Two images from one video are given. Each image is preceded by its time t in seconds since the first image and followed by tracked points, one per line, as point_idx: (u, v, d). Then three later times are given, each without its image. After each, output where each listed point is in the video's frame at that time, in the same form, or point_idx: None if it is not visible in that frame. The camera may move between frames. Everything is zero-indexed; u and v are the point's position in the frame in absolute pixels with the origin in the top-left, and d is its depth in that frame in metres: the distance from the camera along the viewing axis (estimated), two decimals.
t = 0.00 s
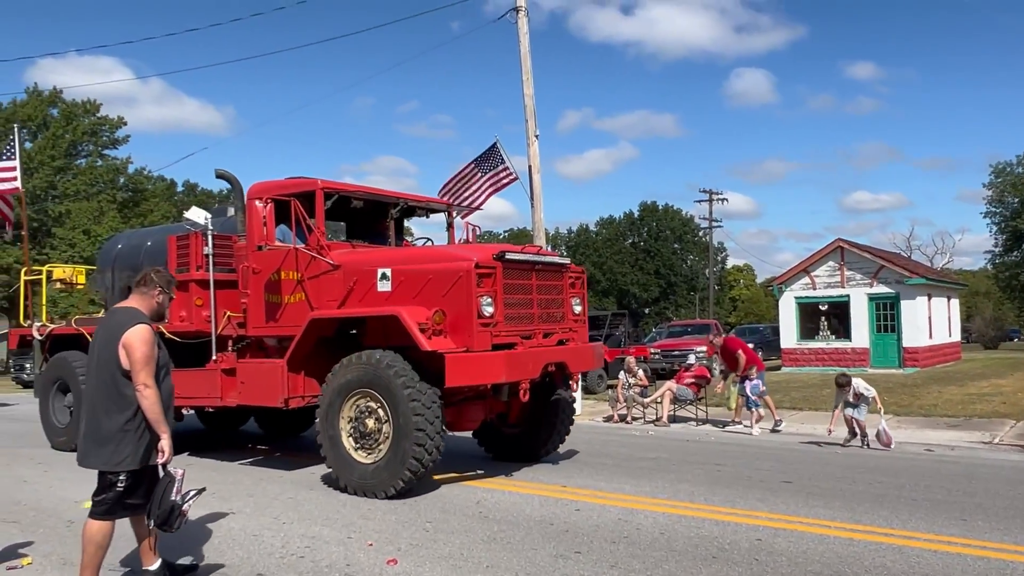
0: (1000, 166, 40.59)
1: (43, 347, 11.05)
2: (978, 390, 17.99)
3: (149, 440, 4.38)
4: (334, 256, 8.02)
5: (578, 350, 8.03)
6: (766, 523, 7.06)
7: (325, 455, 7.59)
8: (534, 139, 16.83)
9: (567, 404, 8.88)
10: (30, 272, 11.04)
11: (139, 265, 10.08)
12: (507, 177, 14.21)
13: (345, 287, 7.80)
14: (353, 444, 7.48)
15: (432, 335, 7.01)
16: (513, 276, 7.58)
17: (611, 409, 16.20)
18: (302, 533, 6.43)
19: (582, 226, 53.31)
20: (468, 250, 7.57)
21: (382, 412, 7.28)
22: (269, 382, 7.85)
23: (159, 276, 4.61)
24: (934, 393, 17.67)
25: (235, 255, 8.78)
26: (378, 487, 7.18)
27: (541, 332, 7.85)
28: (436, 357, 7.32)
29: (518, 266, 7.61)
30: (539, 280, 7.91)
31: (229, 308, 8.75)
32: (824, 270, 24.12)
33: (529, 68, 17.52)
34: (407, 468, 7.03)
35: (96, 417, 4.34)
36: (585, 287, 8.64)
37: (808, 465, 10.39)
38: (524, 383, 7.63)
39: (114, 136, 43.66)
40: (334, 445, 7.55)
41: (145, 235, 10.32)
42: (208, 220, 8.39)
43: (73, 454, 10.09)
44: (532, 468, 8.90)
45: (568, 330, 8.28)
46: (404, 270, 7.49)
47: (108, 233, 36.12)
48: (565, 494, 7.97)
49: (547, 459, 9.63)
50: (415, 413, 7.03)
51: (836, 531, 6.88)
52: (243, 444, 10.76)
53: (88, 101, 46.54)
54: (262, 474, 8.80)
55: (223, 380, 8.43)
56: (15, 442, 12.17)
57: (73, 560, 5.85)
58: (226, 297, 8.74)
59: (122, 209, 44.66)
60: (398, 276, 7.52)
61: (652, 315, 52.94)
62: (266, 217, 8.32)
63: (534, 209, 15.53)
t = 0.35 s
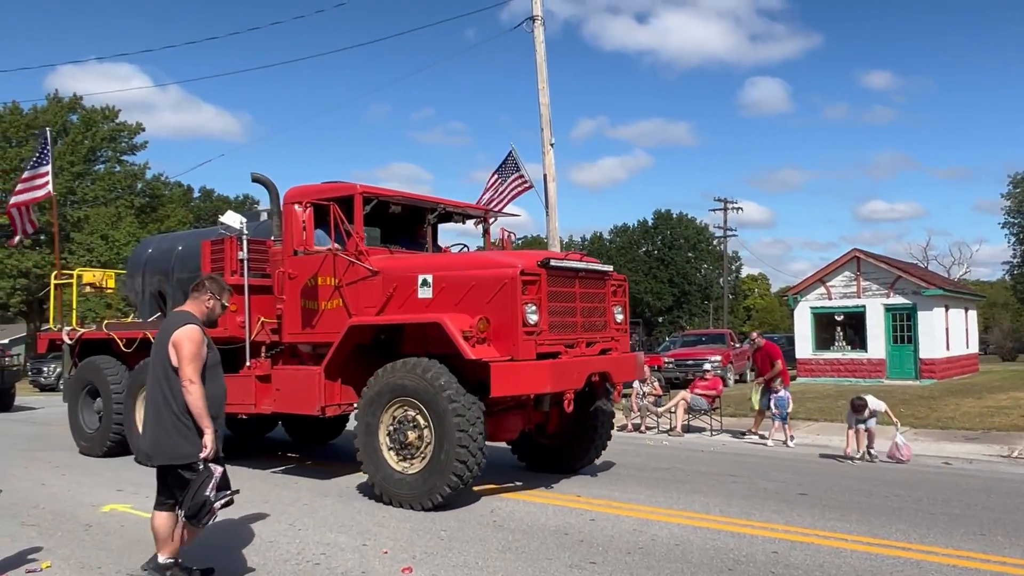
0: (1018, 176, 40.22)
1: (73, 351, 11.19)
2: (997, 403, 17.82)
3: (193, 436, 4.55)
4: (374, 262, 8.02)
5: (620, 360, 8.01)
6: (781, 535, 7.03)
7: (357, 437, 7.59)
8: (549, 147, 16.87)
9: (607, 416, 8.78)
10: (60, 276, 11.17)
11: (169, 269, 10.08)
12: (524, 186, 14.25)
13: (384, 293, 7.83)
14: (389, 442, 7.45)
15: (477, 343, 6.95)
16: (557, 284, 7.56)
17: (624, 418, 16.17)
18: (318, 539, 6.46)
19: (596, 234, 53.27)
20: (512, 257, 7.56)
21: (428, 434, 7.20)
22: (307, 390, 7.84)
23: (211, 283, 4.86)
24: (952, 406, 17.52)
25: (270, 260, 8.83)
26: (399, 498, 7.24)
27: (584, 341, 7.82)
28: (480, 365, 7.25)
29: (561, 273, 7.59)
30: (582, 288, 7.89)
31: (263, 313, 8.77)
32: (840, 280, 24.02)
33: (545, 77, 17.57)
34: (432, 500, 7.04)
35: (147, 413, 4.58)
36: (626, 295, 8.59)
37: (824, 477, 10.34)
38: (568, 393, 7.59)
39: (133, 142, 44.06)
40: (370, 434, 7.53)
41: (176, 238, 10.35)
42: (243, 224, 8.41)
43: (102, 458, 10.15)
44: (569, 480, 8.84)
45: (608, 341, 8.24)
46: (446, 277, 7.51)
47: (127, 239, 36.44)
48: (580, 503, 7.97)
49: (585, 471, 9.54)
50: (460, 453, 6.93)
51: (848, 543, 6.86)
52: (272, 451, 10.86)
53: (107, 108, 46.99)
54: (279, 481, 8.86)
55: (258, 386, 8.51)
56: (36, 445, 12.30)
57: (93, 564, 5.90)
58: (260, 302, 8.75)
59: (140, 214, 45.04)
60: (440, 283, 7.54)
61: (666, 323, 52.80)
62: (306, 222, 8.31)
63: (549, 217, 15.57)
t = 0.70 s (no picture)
0: None
1: (99, 355, 11.23)
2: (1012, 412, 17.68)
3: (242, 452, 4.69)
4: (411, 267, 7.95)
5: (661, 367, 7.91)
6: (794, 545, 7.00)
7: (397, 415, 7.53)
8: (562, 153, 16.90)
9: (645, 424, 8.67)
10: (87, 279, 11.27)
11: (198, 272, 10.23)
12: (536, 191, 14.28)
13: (422, 298, 7.77)
14: (427, 437, 7.38)
15: (519, 350, 6.85)
16: (600, 290, 7.43)
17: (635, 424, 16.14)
18: (331, 544, 6.49)
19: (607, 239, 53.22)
20: (554, 261, 7.42)
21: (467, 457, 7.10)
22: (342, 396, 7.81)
23: (270, 298, 4.98)
24: (966, 414, 17.39)
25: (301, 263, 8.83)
26: (418, 495, 7.30)
27: (626, 348, 7.70)
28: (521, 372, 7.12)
29: (604, 278, 7.47)
30: (624, 293, 7.77)
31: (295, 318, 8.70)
32: (853, 287, 23.91)
33: (558, 82, 17.61)
34: (447, 516, 7.10)
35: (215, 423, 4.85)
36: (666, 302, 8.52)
37: (837, 486, 10.29)
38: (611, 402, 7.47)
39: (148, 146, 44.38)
40: (411, 420, 7.45)
41: (204, 242, 10.51)
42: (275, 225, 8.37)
43: (128, 463, 10.11)
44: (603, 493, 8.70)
45: (649, 349, 8.13)
46: (485, 282, 7.41)
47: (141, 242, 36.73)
48: (594, 511, 7.95)
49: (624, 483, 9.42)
50: (491, 490, 6.86)
51: (859, 553, 6.84)
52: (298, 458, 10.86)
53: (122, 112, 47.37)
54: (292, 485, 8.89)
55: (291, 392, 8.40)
56: (53, 446, 12.41)
57: (109, 567, 5.95)
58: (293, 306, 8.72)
59: (155, 218, 45.35)
60: (479, 288, 7.45)
61: (677, 329, 52.67)
62: (343, 225, 8.29)
63: (562, 223, 15.58)
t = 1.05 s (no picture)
0: None
1: (123, 354, 11.19)
2: None
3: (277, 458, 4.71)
4: (447, 265, 7.86)
5: (705, 371, 7.76)
6: (806, 549, 6.93)
7: (445, 396, 7.29)
8: (573, 154, 16.85)
9: (685, 427, 8.43)
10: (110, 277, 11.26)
11: (223, 270, 10.19)
12: (549, 191, 14.23)
13: (458, 297, 7.69)
14: (470, 431, 7.17)
15: (562, 351, 6.73)
16: (643, 290, 7.32)
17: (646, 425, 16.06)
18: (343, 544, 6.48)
19: (617, 240, 53.08)
20: (596, 260, 7.33)
21: (500, 471, 6.94)
22: (374, 398, 7.72)
23: (314, 307, 4.91)
24: (981, 418, 17.23)
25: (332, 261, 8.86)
26: (441, 478, 7.25)
27: (668, 350, 7.56)
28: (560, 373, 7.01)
29: (648, 278, 7.36)
30: (667, 293, 7.64)
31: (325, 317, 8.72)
32: (865, 289, 23.73)
33: (569, 82, 17.56)
34: (461, 514, 7.10)
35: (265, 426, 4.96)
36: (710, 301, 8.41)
37: (850, 490, 10.19)
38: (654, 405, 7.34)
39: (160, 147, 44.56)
40: (459, 409, 7.22)
41: (230, 240, 10.47)
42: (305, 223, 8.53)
43: (153, 463, 10.07)
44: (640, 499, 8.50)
45: (693, 351, 7.97)
46: (525, 281, 7.33)
47: (153, 241, 36.94)
48: (606, 513, 7.90)
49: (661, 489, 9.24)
50: (512, 517, 6.76)
51: (874, 558, 6.75)
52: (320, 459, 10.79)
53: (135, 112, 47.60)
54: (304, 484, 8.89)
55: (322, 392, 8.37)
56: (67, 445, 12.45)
57: (122, 565, 5.94)
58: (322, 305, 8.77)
59: (167, 218, 45.55)
60: (519, 288, 7.35)
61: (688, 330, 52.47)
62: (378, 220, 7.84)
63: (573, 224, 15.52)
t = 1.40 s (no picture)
0: None
1: (147, 352, 11.12)
2: None
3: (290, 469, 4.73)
4: (482, 264, 7.74)
5: (745, 372, 7.67)
6: (818, 552, 6.86)
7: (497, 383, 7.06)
8: (585, 153, 16.82)
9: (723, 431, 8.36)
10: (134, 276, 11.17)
11: (249, 269, 10.05)
12: (560, 191, 14.19)
13: (494, 297, 7.57)
14: (514, 427, 7.00)
15: (604, 352, 6.60)
16: (683, 289, 7.20)
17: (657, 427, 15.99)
18: (355, 543, 6.47)
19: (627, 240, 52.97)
20: (636, 260, 7.21)
21: (530, 481, 6.87)
22: (412, 395, 7.48)
23: (331, 322, 4.93)
24: (998, 420, 17.02)
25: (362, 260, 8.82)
26: (468, 455, 7.17)
27: (707, 351, 7.45)
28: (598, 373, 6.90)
29: (688, 278, 7.25)
30: (707, 293, 7.51)
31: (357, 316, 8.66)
32: (878, 290, 23.61)
33: (582, 81, 17.54)
34: (479, 497, 7.10)
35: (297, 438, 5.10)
36: (747, 303, 8.39)
37: (865, 493, 10.05)
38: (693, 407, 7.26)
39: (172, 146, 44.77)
40: (507, 403, 7.00)
41: (256, 238, 10.34)
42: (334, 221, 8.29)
43: (175, 463, 9.97)
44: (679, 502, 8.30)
45: (729, 353, 7.86)
46: (563, 280, 7.22)
47: (166, 240, 37.12)
48: (625, 515, 7.85)
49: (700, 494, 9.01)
50: (529, 527, 6.76)
51: (889, 561, 6.67)
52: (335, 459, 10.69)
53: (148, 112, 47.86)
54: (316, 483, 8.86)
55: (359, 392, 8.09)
56: (81, 442, 12.49)
57: (136, 563, 5.94)
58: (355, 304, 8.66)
59: (180, 216, 45.80)
60: (556, 287, 7.24)
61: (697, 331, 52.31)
62: (411, 219, 7.91)
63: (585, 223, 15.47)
